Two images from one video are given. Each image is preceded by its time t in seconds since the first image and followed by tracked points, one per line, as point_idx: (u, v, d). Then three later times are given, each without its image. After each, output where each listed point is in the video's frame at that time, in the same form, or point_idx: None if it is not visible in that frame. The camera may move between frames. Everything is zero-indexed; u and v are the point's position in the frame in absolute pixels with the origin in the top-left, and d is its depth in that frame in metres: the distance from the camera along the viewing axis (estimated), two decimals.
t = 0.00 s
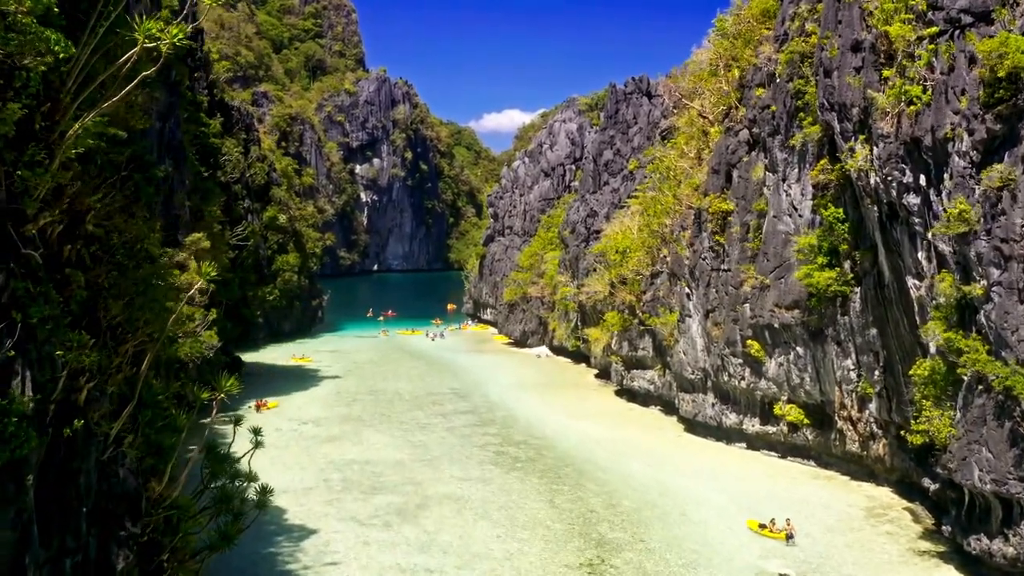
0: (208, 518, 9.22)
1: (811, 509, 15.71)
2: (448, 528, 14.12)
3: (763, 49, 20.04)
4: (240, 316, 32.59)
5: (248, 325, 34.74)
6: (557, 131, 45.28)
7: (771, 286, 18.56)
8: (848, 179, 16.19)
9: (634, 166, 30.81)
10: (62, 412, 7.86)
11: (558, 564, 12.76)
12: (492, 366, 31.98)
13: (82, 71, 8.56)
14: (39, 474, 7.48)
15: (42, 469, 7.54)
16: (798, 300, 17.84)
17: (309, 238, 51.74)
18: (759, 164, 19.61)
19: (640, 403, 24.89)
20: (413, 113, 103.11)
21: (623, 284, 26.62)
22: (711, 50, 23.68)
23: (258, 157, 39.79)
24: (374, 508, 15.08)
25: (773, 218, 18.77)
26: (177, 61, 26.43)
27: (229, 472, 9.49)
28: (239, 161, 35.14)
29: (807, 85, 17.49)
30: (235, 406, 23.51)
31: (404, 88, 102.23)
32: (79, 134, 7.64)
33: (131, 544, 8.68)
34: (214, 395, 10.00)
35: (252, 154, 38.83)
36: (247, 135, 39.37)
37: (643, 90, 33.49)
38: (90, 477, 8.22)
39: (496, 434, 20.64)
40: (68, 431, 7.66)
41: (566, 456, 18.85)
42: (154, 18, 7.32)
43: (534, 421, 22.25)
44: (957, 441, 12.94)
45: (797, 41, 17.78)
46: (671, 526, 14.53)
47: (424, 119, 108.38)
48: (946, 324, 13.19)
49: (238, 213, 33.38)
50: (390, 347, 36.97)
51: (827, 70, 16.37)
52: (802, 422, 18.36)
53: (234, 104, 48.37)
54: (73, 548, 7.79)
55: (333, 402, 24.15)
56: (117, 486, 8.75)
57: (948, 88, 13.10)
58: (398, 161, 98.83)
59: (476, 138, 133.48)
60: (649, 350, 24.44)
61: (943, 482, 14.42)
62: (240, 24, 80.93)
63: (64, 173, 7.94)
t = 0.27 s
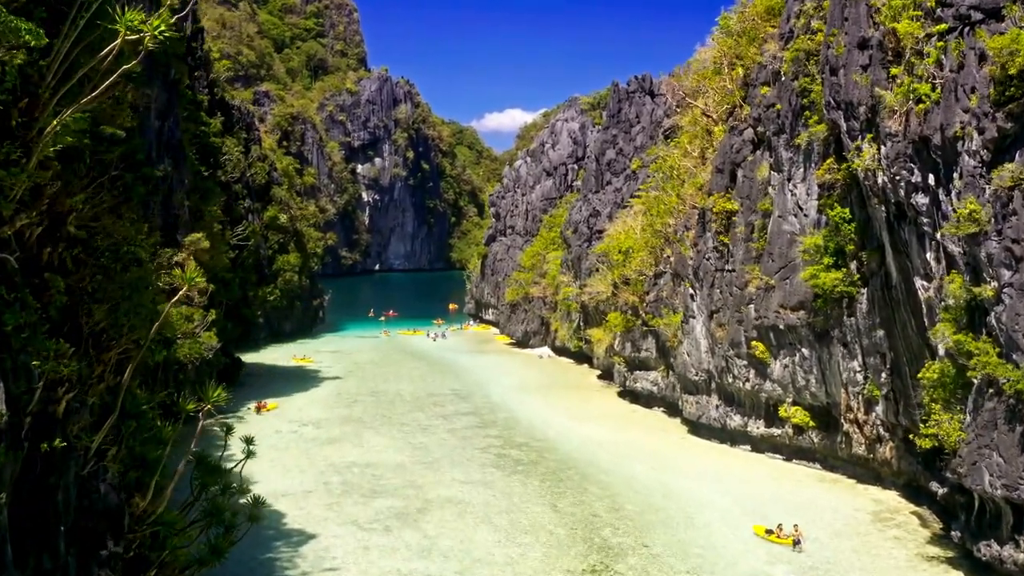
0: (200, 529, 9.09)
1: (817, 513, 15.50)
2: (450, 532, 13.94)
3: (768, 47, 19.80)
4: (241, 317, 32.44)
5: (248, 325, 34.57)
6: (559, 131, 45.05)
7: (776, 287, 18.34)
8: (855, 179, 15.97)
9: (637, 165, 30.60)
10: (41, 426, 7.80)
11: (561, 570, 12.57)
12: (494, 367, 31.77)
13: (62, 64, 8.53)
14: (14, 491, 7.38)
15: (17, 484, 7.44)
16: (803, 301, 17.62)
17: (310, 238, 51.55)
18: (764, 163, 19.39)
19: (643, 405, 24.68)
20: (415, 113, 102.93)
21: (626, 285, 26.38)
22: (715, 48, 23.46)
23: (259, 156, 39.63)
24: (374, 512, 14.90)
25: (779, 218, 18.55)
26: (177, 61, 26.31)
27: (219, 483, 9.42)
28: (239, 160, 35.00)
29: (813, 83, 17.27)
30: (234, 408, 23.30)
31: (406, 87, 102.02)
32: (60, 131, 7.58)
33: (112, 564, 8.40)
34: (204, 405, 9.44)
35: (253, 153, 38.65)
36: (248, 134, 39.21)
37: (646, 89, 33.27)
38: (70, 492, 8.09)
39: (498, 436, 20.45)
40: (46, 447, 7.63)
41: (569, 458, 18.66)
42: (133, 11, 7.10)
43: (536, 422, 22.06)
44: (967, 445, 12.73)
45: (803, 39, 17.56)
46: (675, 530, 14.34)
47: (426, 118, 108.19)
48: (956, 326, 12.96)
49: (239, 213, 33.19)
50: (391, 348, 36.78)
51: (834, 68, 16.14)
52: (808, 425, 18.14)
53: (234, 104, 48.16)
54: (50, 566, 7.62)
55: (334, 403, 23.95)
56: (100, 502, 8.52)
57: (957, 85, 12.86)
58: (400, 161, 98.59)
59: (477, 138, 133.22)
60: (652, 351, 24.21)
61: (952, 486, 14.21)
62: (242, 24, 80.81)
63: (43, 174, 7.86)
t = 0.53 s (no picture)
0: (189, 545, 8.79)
1: (825, 519, 15.24)
2: (451, 538, 13.72)
3: (774, 45, 19.52)
4: (241, 317, 32.25)
5: (248, 326, 34.41)
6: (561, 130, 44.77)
7: (782, 288, 18.07)
8: (863, 179, 15.70)
9: (640, 165, 30.34)
10: (9, 443, 7.17)
11: None
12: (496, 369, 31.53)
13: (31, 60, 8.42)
14: None
15: None
16: (810, 302, 17.34)
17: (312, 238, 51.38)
18: (769, 163, 19.12)
19: (646, 407, 24.43)
20: (417, 112, 102.75)
21: (629, 286, 26.08)
22: (720, 46, 23.21)
23: (260, 156, 39.50)
24: (374, 518, 14.68)
25: (785, 218, 18.28)
26: (177, 60, 26.18)
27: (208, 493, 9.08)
28: (240, 160, 34.83)
29: (819, 81, 17.00)
30: (233, 410, 23.09)
31: (408, 87, 101.80)
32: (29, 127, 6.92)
33: None
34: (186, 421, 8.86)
35: (254, 153, 38.48)
36: (249, 134, 39.06)
37: (649, 88, 33.01)
38: (41, 516, 7.37)
39: (500, 439, 20.21)
40: (16, 465, 6.96)
41: (572, 462, 18.42)
42: None
43: (539, 425, 21.83)
44: (979, 451, 12.45)
45: (810, 36, 17.28)
46: (681, 537, 14.08)
47: (428, 118, 108.00)
48: (967, 329, 12.68)
49: (239, 213, 33.03)
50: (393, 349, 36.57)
51: (841, 66, 15.86)
52: (814, 428, 17.86)
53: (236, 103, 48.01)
54: None
55: (334, 406, 23.73)
56: (77, 526, 7.91)
57: (969, 83, 12.55)
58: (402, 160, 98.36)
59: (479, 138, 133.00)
60: (656, 353, 23.93)
61: (962, 492, 13.95)
62: (243, 23, 80.73)
63: (17, 176, 7.73)
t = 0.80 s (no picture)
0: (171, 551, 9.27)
1: (832, 525, 14.99)
2: (452, 544, 13.50)
3: (780, 44, 19.27)
4: (241, 318, 32.07)
5: (249, 327, 34.22)
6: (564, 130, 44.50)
7: (788, 290, 17.82)
8: (871, 178, 15.43)
9: (643, 165, 30.06)
10: None
11: None
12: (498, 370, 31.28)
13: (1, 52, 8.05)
14: None
15: None
16: (817, 304, 17.08)
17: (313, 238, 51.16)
18: (775, 162, 18.85)
19: (650, 409, 24.20)
20: (419, 112, 102.49)
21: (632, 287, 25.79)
22: (725, 44, 22.94)
23: (261, 156, 39.34)
24: (374, 523, 14.47)
25: (791, 219, 18.01)
26: (177, 59, 26.06)
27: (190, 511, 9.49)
28: (241, 160, 34.65)
29: (826, 80, 16.72)
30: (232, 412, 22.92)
31: (410, 86, 101.59)
32: None
33: None
34: (165, 437, 8.87)
35: (254, 152, 38.31)
36: (249, 133, 38.87)
37: (652, 87, 32.73)
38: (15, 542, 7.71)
39: (502, 442, 19.97)
40: None
41: (575, 465, 18.18)
42: None
43: (541, 428, 21.60)
44: (991, 457, 12.18)
45: (817, 34, 16.99)
46: (686, 544, 13.84)
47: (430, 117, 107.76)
48: (979, 332, 12.40)
49: (240, 213, 32.88)
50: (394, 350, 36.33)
51: (849, 64, 15.57)
52: (821, 432, 17.59)
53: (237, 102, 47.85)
54: None
55: (334, 408, 23.51)
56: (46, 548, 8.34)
57: (981, 82, 12.22)
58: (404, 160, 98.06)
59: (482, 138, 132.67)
60: (660, 355, 23.64)
61: (973, 498, 13.68)
62: (245, 23, 80.64)
63: None
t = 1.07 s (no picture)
0: None
1: (837, 531, 14.79)
2: (452, 550, 13.31)
3: (784, 42, 19.05)
4: (241, 319, 31.91)
5: (249, 327, 34.06)
6: (565, 130, 44.27)
7: (792, 292, 17.60)
8: (877, 179, 15.20)
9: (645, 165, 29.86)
10: None
11: None
12: (500, 371, 31.07)
13: None
14: None
15: None
16: (821, 306, 16.85)
17: (313, 238, 50.96)
18: (779, 162, 18.63)
19: (653, 411, 23.98)
20: (421, 112, 102.30)
21: (634, 288, 25.57)
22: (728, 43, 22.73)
23: (260, 155, 39.13)
24: (373, 528, 14.28)
25: (796, 219, 17.79)
26: (176, 58, 25.93)
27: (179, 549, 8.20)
28: (241, 159, 34.49)
29: (831, 78, 16.49)
30: (231, 414, 22.74)
31: (411, 86, 101.37)
32: None
33: None
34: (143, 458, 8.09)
35: (254, 152, 38.15)
36: (249, 133, 38.68)
37: (654, 86, 32.51)
38: None
39: (502, 445, 19.77)
40: None
41: (576, 469, 17.97)
42: None
43: (543, 430, 21.40)
44: (1001, 462, 11.94)
45: (822, 32, 16.75)
46: (689, 550, 13.64)
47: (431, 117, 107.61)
48: (989, 335, 12.16)
49: (240, 213, 32.73)
50: (395, 351, 36.12)
51: (855, 63, 15.33)
52: (826, 436, 17.37)
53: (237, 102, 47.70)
54: None
55: (334, 410, 23.31)
56: None
57: (990, 80, 11.92)
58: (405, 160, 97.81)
59: (483, 137, 132.50)
60: (662, 356, 23.42)
61: (981, 504, 13.47)
62: (246, 22, 80.48)
63: None
